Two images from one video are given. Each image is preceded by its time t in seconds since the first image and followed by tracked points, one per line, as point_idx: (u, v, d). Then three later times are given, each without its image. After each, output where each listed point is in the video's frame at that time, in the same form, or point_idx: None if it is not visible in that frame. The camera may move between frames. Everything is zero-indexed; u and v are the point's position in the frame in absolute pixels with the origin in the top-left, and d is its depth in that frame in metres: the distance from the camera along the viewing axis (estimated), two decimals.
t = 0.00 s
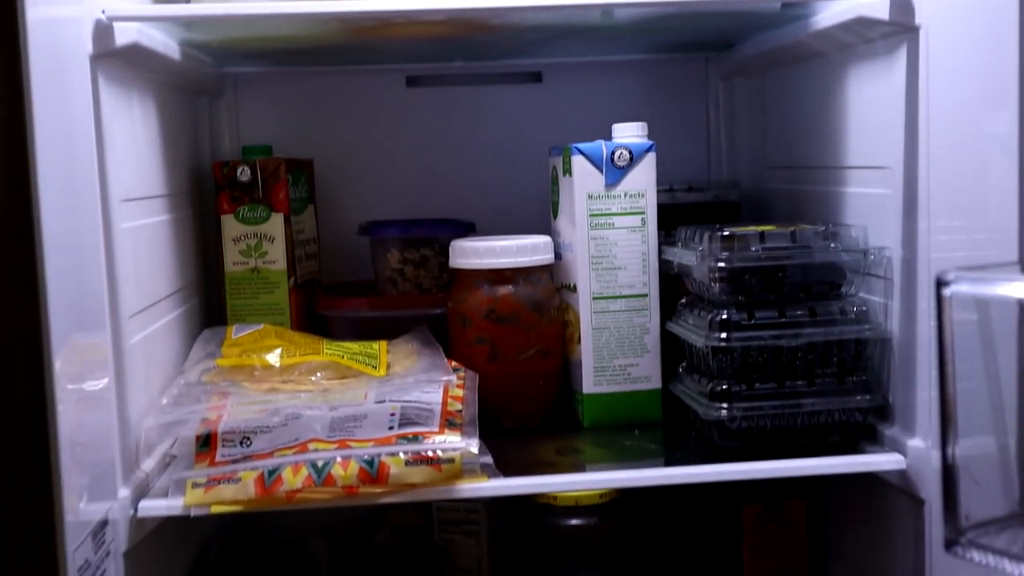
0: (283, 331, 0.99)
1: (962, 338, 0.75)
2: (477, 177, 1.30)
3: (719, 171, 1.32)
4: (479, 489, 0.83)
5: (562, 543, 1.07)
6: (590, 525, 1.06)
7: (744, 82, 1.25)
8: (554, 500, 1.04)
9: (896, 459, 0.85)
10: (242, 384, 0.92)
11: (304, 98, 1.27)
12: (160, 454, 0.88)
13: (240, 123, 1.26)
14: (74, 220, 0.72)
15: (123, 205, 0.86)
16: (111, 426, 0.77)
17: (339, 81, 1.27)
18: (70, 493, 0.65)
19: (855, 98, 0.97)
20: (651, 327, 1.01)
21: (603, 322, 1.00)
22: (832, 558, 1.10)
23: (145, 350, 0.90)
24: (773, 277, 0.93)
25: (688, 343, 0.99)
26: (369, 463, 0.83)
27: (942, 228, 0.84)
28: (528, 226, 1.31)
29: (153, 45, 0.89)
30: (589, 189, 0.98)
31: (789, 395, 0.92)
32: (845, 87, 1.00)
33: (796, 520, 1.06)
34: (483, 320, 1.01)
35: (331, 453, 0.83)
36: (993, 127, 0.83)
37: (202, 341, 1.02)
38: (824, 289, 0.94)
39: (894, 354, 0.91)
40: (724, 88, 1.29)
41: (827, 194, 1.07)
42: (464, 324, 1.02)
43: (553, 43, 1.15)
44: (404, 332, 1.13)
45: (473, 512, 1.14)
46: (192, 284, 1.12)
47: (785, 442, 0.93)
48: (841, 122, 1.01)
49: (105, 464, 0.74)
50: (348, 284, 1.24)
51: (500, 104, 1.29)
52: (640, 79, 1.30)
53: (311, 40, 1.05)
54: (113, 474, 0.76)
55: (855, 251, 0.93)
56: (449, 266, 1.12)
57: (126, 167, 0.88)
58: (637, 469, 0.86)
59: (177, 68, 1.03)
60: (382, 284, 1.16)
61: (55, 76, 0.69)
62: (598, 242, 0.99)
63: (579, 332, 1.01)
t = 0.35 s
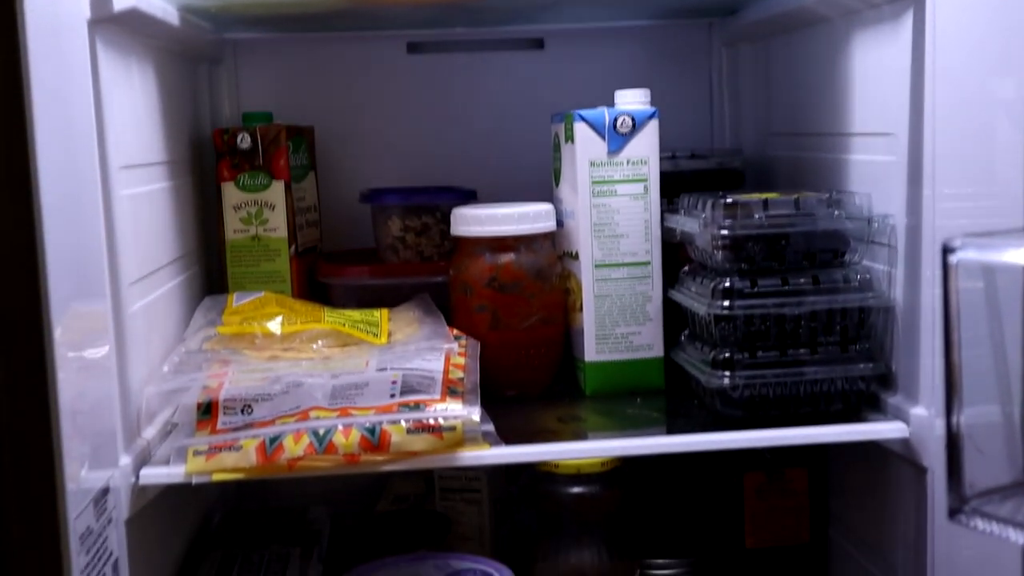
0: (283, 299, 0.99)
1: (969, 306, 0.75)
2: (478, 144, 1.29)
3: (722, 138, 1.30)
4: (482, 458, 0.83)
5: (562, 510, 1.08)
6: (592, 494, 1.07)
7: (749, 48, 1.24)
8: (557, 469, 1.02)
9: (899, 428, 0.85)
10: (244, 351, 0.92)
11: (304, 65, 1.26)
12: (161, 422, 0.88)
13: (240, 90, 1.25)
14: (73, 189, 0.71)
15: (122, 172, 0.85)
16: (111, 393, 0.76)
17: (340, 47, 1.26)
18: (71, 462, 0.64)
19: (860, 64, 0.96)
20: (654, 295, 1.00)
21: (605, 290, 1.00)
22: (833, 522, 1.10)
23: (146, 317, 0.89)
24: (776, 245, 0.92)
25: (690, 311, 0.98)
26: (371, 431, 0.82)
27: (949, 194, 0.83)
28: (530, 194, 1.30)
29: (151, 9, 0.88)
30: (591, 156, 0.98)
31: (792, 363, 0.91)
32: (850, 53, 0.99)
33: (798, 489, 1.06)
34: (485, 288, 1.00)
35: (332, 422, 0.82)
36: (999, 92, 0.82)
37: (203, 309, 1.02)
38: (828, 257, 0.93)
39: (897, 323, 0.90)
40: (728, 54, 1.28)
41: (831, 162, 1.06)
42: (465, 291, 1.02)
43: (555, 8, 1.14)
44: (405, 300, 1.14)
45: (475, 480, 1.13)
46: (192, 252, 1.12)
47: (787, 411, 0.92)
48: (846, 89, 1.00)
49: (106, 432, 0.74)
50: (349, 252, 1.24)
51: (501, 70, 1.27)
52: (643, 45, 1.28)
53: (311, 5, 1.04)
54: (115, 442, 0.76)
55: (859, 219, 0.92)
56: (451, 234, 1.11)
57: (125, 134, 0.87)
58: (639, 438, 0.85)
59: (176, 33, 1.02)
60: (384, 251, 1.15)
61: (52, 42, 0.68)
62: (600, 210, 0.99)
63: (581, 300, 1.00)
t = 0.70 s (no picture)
0: (284, 267, 0.99)
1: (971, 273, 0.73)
2: (479, 110, 1.28)
3: (725, 104, 1.29)
4: (483, 425, 0.83)
5: (563, 477, 1.11)
6: (593, 462, 1.07)
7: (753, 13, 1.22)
8: (559, 437, 1.02)
9: (901, 396, 0.85)
10: (245, 319, 0.92)
11: (304, 31, 1.24)
12: (162, 389, 0.88)
13: (240, 57, 1.24)
14: (72, 158, 0.71)
15: (121, 138, 0.85)
16: (111, 360, 0.76)
17: (340, 13, 1.24)
18: (72, 428, 0.64)
19: (866, 30, 0.95)
20: (656, 262, 1.00)
21: (607, 257, 0.99)
22: (833, 488, 1.10)
23: (146, 285, 0.89)
24: (779, 212, 0.92)
25: (693, 278, 0.98)
26: (372, 398, 0.82)
27: (953, 161, 0.82)
28: (531, 161, 1.29)
29: None
30: (593, 122, 0.97)
31: (794, 330, 0.91)
32: (855, 18, 0.97)
33: (799, 457, 1.06)
34: (487, 255, 1.00)
35: (333, 389, 0.82)
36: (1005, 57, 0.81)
37: (203, 276, 1.01)
38: (831, 224, 0.93)
39: (901, 290, 0.89)
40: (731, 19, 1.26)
41: (835, 128, 1.05)
42: (467, 258, 1.01)
43: None
44: (407, 266, 1.13)
45: (476, 448, 1.12)
46: (192, 219, 1.11)
47: (790, 378, 0.92)
48: (851, 54, 0.99)
49: (106, 399, 0.73)
50: (350, 219, 1.23)
51: (503, 36, 1.26)
52: (646, 10, 1.27)
53: None
54: (116, 409, 0.75)
55: (863, 185, 0.91)
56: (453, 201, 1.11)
57: (124, 99, 0.86)
58: (640, 406, 0.85)
59: None
60: (386, 218, 1.14)
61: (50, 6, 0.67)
62: (602, 176, 0.98)
63: (583, 267, 1.00)
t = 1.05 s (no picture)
0: (284, 233, 0.99)
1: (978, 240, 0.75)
2: (480, 76, 1.26)
3: (729, 70, 1.28)
4: (485, 391, 0.83)
5: (564, 443, 1.10)
6: (596, 429, 1.07)
7: None
8: (560, 403, 1.02)
9: (904, 363, 0.85)
10: (245, 285, 0.92)
11: None
12: (162, 355, 0.88)
13: (239, 22, 1.22)
14: (70, 124, 0.70)
15: (119, 103, 0.84)
16: (111, 327, 0.76)
17: None
18: (72, 394, 0.64)
19: None
20: (658, 229, 0.99)
21: (609, 223, 0.99)
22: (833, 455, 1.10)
23: (146, 251, 0.89)
24: (782, 177, 0.91)
25: (694, 244, 0.98)
26: (373, 365, 0.81)
27: (958, 126, 0.81)
28: (532, 128, 1.28)
29: None
30: (595, 88, 0.96)
31: (797, 297, 0.91)
32: None
33: (800, 423, 1.07)
34: (488, 221, 0.99)
35: (334, 355, 0.82)
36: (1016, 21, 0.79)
37: (203, 243, 1.01)
38: (835, 189, 0.92)
39: (905, 255, 0.88)
40: None
41: (839, 94, 1.03)
42: (468, 224, 1.01)
43: None
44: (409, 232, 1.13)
45: (478, 415, 1.13)
46: (192, 185, 1.10)
47: (792, 344, 0.92)
48: (857, 19, 0.98)
49: (106, 365, 0.73)
50: (350, 186, 1.23)
51: None
52: None
53: None
54: (116, 375, 0.75)
55: (867, 151, 0.91)
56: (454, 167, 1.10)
57: (121, 63, 0.85)
58: (641, 372, 0.85)
59: None
60: (387, 183, 1.13)
61: None
62: (604, 142, 0.97)
63: (585, 234, 0.99)
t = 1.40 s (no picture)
0: (284, 199, 0.98)
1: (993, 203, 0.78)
2: (480, 40, 1.25)
3: (732, 35, 1.26)
4: (486, 357, 0.82)
5: (565, 409, 1.10)
6: (596, 395, 1.07)
7: None
8: (562, 369, 1.02)
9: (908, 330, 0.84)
10: (245, 251, 0.91)
11: None
12: (162, 322, 0.87)
13: None
14: (68, 89, 0.69)
15: (117, 66, 0.83)
16: (110, 293, 0.76)
17: None
18: (71, 360, 0.63)
19: None
20: (661, 194, 0.99)
21: (611, 189, 0.98)
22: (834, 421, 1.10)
23: (145, 217, 0.88)
24: (786, 142, 0.90)
25: (697, 210, 0.97)
26: (373, 331, 0.81)
27: (965, 90, 0.80)
28: (533, 93, 1.27)
29: None
30: (597, 52, 0.95)
31: (800, 263, 0.90)
32: None
33: (803, 389, 1.07)
34: (489, 186, 0.99)
35: (335, 321, 0.82)
36: None
37: (203, 209, 1.00)
38: (838, 154, 0.91)
39: (908, 221, 0.88)
40: None
41: (844, 58, 1.02)
42: (469, 189, 1.00)
43: None
44: (410, 198, 1.12)
45: (480, 380, 1.13)
46: (191, 150, 1.09)
47: (795, 311, 0.92)
48: None
49: (106, 332, 0.73)
50: (350, 151, 1.22)
51: None
52: None
53: None
54: (115, 342, 0.75)
55: (871, 116, 0.90)
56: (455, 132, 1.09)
57: (118, 26, 0.84)
58: (644, 338, 0.85)
59: None
60: (387, 149, 1.13)
61: None
62: (605, 106, 0.96)
63: (587, 199, 0.99)
